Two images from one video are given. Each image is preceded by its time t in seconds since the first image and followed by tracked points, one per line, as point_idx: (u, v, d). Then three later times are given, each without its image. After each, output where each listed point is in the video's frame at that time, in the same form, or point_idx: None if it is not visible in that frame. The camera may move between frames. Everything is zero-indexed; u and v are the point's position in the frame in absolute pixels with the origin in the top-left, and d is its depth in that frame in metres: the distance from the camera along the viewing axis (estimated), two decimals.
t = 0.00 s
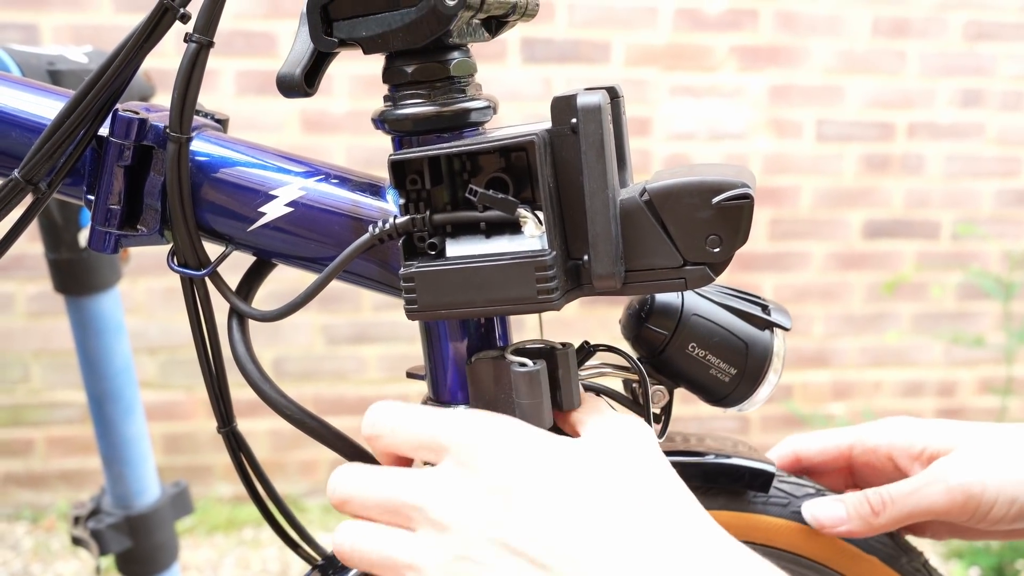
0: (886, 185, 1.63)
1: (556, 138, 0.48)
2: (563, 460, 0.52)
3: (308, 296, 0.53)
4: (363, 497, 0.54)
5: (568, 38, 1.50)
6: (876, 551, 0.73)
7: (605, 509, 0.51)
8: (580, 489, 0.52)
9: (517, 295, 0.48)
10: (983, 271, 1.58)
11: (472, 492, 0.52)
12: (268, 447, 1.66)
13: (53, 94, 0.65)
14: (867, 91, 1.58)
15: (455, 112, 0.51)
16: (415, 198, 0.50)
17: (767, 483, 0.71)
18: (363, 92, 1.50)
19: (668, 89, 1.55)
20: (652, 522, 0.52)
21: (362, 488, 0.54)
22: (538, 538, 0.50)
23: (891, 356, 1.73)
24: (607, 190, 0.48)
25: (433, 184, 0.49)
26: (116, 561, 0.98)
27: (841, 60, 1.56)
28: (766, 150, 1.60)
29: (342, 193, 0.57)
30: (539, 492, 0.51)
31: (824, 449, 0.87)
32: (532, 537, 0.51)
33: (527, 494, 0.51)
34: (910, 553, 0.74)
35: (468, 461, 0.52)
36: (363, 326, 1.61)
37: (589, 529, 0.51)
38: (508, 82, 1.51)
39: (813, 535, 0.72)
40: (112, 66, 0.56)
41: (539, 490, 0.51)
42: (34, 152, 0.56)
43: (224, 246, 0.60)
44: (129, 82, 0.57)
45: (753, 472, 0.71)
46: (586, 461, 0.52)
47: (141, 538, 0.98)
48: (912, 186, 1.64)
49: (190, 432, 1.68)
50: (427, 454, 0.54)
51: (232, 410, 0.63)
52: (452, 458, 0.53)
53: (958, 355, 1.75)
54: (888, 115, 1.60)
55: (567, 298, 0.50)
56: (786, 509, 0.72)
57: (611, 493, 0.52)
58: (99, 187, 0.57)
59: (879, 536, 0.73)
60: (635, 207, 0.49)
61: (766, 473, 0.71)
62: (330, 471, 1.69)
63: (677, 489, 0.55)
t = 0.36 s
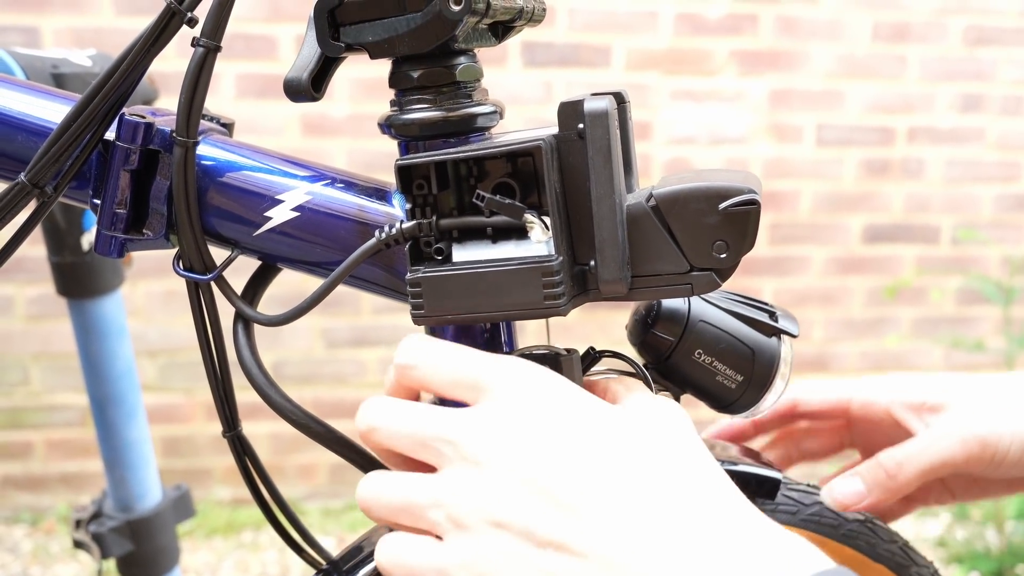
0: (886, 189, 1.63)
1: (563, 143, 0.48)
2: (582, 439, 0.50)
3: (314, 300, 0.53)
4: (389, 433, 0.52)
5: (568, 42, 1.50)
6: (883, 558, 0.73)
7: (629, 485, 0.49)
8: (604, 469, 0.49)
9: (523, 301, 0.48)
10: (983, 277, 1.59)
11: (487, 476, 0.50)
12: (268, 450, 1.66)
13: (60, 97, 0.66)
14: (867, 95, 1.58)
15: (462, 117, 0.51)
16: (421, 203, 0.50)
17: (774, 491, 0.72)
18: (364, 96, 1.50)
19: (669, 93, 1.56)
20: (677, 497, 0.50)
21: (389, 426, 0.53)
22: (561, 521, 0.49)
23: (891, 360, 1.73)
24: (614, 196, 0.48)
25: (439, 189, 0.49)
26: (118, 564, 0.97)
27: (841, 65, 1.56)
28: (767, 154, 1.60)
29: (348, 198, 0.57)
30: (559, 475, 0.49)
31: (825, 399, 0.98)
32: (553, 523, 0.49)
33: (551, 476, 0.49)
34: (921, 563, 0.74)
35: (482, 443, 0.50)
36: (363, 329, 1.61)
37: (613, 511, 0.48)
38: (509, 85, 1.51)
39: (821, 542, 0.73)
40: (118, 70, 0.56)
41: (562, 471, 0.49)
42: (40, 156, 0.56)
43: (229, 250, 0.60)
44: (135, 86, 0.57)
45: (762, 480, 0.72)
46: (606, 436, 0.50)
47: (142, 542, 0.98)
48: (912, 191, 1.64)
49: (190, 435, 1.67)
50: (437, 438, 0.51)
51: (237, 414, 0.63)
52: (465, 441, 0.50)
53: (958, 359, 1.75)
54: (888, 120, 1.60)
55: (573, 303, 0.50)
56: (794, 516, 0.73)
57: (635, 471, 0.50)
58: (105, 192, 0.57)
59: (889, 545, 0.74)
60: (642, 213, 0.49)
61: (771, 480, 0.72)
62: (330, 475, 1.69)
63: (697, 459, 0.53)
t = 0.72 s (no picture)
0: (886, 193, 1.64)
1: (571, 147, 0.48)
2: (502, 399, 0.45)
3: (321, 304, 0.53)
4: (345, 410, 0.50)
5: (570, 45, 1.50)
6: (888, 561, 0.73)
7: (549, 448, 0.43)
8: (496, 413, 0.45)
9: (532, 305, 0.48)
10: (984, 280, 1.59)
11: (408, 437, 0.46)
12: (268, 453, 1.65)
13: (65, 101, 0.65)
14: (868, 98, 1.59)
15: (470, 121, 0.52)
16: (430, 207, 0.50)
17: (779, 494, 0.71)
18: (365, 98, 1.50)
19: (670, 96, 1.56)
20: (608, 466, 0.43)
21: (347, 402, 0.50)
22: (467, 491, 0.44)
23: (892, 363, 1.73)
24: (623, 201, 0.48)
25: (448, 193, 0.49)
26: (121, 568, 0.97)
27: (842, 68, 1.57)
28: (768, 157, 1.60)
29: (356, 203, 0.57)
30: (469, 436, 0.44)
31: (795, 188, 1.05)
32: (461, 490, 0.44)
33: (459, 437, 0.44)
34: (925, 567, 0.74)
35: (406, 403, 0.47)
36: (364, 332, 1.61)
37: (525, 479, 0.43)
38: (510, 88, 1.51)
39: (826, 546, 0.72)
40: (127, 74, 0.56)
41: (472, 433, 0.44)
42: (48, 160, 0.56)
43: (236, 254, 0.60)
44: (143, 90, 0.57)
45: (766, 483, 0.71)
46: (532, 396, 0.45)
47: (145, 546, 0.97)
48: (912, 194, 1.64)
49: (191, 437, 1.67)
50: (377, 412, 0.48)
51: (244, 418, 0.63)
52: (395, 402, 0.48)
53: (960, 363, 1.75)
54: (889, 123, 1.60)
55: (581, 308, 0.50)
56: (799, 519, 0.73)
57: (560, 434, 0.44)
58: (113, 196, 0.57)
59: (893, 548, 0.73)
60: (650, 217, 0.49)
61: (777, 484, 0.71)
62: (331, 477, 1.69)
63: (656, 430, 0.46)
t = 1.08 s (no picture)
0: (894, 192, 1.63)
1: (582, 146, 0.48)
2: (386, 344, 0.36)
3: (330, 303, 0.53)
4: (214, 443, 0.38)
5: (576, 44, 1.50)
6: (899, 561, 0.72)
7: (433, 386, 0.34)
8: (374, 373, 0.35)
9: (543, 305, 0.48)
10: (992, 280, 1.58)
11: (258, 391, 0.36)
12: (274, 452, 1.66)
13: (73, 100, 0.65)
14: (876, 97, 1.58)
15: (481, 119, 0.51)
16: (439, 206, 0.50)
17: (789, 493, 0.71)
18: (371, 98, 1.50)
19: (676, 95, 1.55)
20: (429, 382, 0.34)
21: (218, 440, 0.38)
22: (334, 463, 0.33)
23: (899, 363, 1.72)
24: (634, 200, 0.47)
25: (457, 191, 0.49)
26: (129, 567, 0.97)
27: (850, 67, 1.56)
28: (774, 156, 1.59)
29: (365, 202, 0.56)
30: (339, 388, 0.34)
31: None
32: (318, 454, 0.33)
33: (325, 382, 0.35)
34: (937, 568, 0.73)
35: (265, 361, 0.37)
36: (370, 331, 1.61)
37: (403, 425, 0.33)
38: (517, 87, 1.51)
39: (837, 546, 0.72)
40: (136, 72, 0.56)
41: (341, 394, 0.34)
42: (57, 159, 0.56)
43: (245, 253, 0.60)
44: (152, 89, 0.57)
45: (775, 482, 0.71)
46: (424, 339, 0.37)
47: (153, 544, 0.97)
48: (920, 194, 1.63)
49: (197, 436, 1.68)
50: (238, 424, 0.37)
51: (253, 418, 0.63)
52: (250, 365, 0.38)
53: (967, 362, 1.74)
54: (897, 122, 1.60)
55: (592, 307, 0.49)
56: (809, 518, 0.72)
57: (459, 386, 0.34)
58: (121, 195, 0.57)
59: (904, 549, 0.73)
60: (662, 216, 0.49)
61: (787, 483, 0.71)
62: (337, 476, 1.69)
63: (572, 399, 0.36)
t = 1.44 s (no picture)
0: (898, 191, 1.62)
1: (584, 145, 0.47)
2: (243, 239, 0.33)
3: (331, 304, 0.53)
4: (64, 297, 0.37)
5: (579, 42, 1.49)
6: (903, 562, 0.72)
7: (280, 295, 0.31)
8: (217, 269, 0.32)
9: (546, 306, 0.48)
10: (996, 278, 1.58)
11: (112, 284, 0.34)
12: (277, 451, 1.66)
13: (74, 99, 0.65)
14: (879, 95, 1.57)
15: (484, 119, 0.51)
16: (441, 207, 0.50)
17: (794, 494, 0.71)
18: (373, 97, 1.50)
19: (679, 94, 1.55)
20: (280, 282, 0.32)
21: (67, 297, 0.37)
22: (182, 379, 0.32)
23: (903, 362, 1.71)
24: (636, 199, 0.47)
25: (459, 191, 0.49)
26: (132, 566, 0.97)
27: (853, 66, 1.55)
28: (777, 155, 1.59)
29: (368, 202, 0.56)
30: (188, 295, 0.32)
31: None
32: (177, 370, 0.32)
33: (182, 287, 0.32)
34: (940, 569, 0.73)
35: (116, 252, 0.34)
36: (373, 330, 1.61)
37: (254, 347, 0.31)
38: (521, 86, 1.51)
39: (841, 548, 0.72)
40: (137, 71, 0.56)
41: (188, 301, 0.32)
42: (57, 158, 0.56)
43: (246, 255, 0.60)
44: (153, 88, 0.57)
45: (780, 483, 0.71)
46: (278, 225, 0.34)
47: (156, 544, 0.97)
48: (924, 192, 1.63)
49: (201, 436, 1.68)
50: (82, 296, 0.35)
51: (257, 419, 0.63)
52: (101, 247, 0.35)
53: (970, 361, 1.73)
54: (901, 120, 1.59)
55: (594, 307, 0.49)
56: (813, 520, 0.72)
57: (309, 285, 0.32)
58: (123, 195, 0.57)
59: (907, 550, 0.73)
60: (664, 216, 0.48)
61: (791, 484, 0.71)
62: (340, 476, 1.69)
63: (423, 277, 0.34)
